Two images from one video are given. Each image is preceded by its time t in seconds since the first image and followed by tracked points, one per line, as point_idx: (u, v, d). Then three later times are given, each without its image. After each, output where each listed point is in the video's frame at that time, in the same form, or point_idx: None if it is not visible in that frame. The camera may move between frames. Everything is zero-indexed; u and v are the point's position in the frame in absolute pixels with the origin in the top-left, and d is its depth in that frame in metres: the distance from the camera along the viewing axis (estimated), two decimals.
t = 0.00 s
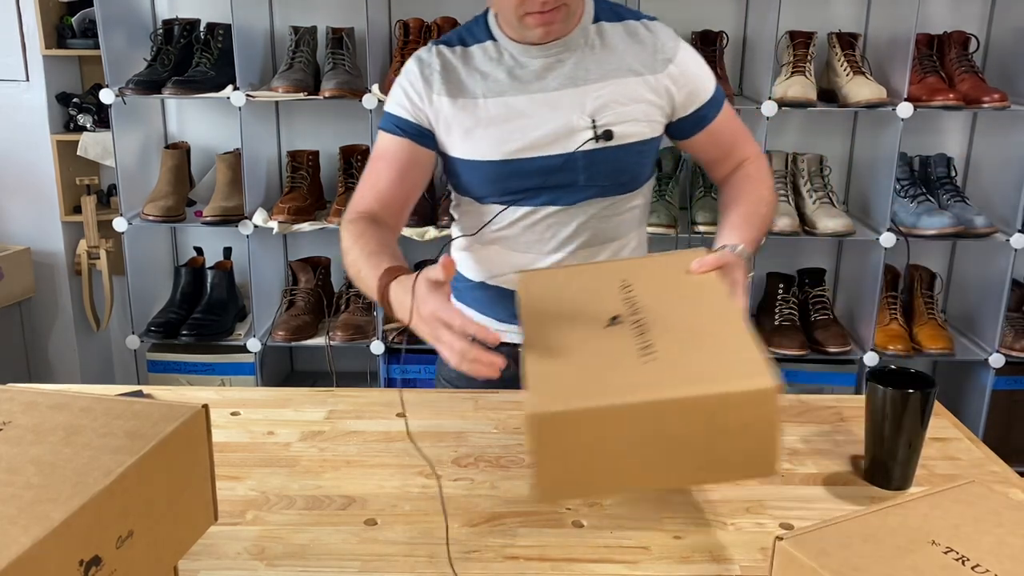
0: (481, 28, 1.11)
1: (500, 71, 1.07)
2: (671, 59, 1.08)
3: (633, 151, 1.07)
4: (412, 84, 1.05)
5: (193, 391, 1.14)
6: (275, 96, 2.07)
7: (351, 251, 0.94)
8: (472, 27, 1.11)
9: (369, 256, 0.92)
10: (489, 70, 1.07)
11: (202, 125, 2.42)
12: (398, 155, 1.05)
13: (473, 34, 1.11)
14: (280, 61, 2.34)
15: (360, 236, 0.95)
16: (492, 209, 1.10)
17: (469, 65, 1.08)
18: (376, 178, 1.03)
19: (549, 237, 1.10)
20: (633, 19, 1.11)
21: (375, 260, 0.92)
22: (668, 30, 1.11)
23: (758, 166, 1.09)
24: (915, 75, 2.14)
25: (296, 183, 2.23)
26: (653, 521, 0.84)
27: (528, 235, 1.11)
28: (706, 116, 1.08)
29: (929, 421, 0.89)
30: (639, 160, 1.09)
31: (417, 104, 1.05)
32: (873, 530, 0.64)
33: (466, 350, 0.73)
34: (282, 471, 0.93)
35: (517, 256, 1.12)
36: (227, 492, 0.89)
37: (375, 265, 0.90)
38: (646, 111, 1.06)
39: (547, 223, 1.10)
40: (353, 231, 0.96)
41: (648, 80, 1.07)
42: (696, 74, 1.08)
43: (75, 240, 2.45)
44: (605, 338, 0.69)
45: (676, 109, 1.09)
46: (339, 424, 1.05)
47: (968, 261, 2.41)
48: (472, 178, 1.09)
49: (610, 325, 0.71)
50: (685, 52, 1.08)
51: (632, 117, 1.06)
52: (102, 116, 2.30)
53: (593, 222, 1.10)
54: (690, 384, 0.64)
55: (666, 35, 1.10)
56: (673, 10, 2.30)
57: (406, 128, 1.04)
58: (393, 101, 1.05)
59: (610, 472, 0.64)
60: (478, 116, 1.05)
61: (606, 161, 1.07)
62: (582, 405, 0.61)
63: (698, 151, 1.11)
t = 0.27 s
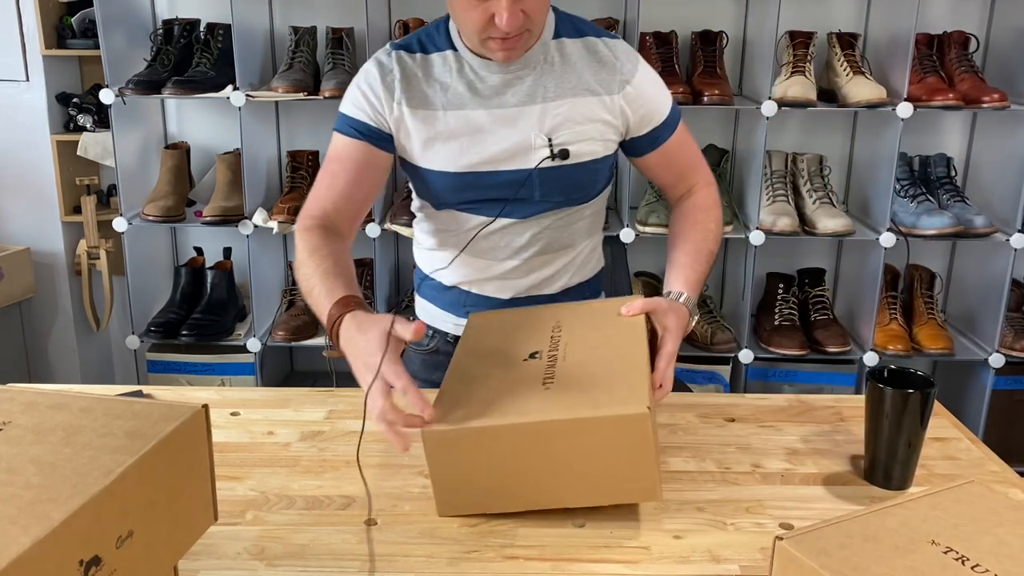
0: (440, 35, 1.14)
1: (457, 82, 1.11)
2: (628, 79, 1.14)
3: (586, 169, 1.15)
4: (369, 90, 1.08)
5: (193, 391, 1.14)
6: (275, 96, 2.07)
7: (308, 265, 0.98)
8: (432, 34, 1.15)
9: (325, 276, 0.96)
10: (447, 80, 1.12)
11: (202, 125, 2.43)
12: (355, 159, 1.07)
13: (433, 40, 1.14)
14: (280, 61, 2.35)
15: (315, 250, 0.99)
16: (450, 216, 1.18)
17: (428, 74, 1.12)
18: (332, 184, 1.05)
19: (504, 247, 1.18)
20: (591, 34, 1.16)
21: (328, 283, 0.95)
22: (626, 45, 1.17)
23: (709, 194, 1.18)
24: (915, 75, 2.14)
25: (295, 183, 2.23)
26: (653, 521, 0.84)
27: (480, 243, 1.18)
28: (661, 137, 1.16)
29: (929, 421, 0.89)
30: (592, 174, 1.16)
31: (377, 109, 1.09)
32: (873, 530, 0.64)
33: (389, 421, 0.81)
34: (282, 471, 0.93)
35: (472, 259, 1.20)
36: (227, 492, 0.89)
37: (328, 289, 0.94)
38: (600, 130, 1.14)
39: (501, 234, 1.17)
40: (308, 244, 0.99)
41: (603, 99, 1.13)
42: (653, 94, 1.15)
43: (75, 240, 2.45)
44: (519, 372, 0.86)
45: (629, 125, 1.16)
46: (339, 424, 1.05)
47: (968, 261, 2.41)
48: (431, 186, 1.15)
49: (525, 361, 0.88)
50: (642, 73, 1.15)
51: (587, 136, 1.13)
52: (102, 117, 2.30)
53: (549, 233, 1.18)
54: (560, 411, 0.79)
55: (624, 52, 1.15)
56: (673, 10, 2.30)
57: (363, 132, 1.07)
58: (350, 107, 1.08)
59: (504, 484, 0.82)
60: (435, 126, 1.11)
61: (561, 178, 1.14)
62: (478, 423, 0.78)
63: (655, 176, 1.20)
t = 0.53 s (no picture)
0: (440, 33, 1.15)
1: (461, 80, 1.12)
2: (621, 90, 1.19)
3: (580, 173, 1.19)
4: (373, 83, 1.07)
5: (192, 391, 1.14)
6: (275, 96, 2.07)
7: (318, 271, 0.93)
8: (432, 31, 1.15)
9: (342, 282, 0.91)
10: (450, 79, 1.12)
11: (202, 125, 2.43)
12: (360, 154, 1.02)
13: (433, 38, 1.15)
14: (280, 61, 2.35)
15: (328, 255, 0.94)
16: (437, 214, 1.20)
17: (430, 71, 1.12)
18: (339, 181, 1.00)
19: (494, 246, 1.22)
20: (590, 43, 1.20)
21: (345, 289, 0.91)
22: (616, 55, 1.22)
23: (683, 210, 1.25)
24: (915, 75, 2.15)
25: (295, 183, 2.23)
26: (653, 521, 0.84)
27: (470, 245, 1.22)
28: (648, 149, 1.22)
29: (929, 421, 0.89)
30: (581, 179, 1.20)
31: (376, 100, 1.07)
32: (873, 530, 0.64)
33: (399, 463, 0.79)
34: (282, 470, 0.93)
35: (460, 259, 1.23)
36: (227, 492, 0.89)
37: (347, 297, 0.90)
38: (596, 137, 1.18)
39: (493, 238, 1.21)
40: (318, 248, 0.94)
41: (599, 107, 1.18)
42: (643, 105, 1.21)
43: (75, 240, 2.45)
44: (496, 376, 0.87)
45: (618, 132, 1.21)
46: (338, 424, 1.05)
47: (968, 262, 2.41)
48: (419, 180, 1.16)
49: (495, 367, 0.89)
50: (634, 84, 1.20)
51: (583, 143, 1.17)
52: (102, 117, 2.30)
53: (538, 236, 1.23)
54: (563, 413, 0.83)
55: (616, 63, 1.20)
56: (673, 10, 2.30)
57: (371, 125, 1.04)
58: (351, 98, 1.04)
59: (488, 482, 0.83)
60: (438, 124, 1.11)
61: (556, 183, 1.18)
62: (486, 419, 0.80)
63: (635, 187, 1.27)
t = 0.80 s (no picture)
0: (480, 33, 1.18)
1: (500, 82, 1.15)
2: (649, 104, 1.24)
3: (605, 183, 1.22)
4: (411, 77, 1.11)
5: (193, 391, 1.14)
6: (275, 96, 2.08)
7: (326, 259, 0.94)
8: (473, 29, 1.18)
9: (346, 272, 0.93)
10: (488, 79, 1.15)
11: (202, 125, 2.43)
12: (384, 149, 1.05)
13: (473, 36, 1.18)
14: (280, 61, 2.34)
15: (338, 244, 0.95)
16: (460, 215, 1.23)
17: (469, 68, 1.15)
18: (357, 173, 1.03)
19: (512, 249, 1.24)
20: (620, 57, 1.24)
21: (350, 279, 0.92)
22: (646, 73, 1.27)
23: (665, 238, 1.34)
24: (915, 75, 2.15)
25: (295, 183, 2.23)
26: (654, 521, 0.84)
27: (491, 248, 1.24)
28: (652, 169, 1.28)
29: (929, 420, 0.89)
30: (605, 190, 1.24)
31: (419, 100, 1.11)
32: (873, 530, 0.64)
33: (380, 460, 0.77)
34: (282, 471, 0.93)
35: (479, 260, 1.25)
36: (227, 492, 0.89)
37: (350, 289, 0.91)
38: (622, 148, 1.22)
39: (513, 240, 1.23)
40: (331, 236, 0.96)
41: (626, 118, 1.22)
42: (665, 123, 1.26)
43: (75, 240, 2.45)
44: (460, 385, 0.91)
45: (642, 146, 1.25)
46: (338, 424, 1.05)
47: (968, 261, 2.41)
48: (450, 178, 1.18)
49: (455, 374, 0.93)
50: (659, 102, 1.25)
51: (611, 152, 1.20)
52: (102, 116, 2.30)
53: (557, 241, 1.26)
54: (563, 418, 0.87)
55: (646, 79, 1.25)
56: (673, 10, 2.30)
57: (402, 116, 1.08)
58: (385, 89, 1.08)
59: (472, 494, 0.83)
60: (475, 126, 1.14)
61: (583, 191, 1.21)
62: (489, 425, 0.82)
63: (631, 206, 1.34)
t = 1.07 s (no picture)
0: (523, 29, 1.17)
1: (537, 79, 1.15)
2: (686, 108, 1.23)
3: (635, 187, 1.22)
4: (448, 70, 1.11)
5: (193, 391, 1.14)
6: (275, 96, 2.07)
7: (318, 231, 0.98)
8: (516, 24, 1.18)
9: (332, 250, 0.96)
10: (524, 76, 1.15)
11: (202, 125, 2.43)
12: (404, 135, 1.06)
13: (514, 31, 1.17)
14: (280, 61, 2.34)
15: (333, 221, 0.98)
16: (491, 213, 1.23)
17: (507, 64, 1.15)
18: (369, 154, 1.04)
19: (540, 249, 1.26)
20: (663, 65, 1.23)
21: (335, 259, 0.95)
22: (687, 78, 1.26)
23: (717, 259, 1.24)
24: (915, 75, 2.15)
25: (295, 183, 2.23)
26: (653, 521, 0.84)
27: (518, 245, 1.25)
28: (692, 173, 1.25)
29: (929, 421, 0.89)
30: (634, 194, 1.24)
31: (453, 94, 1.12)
32: (873, 530, 0.64)
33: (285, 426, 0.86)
34: (282, 471, 0.93)
35: (507, 261, 1.26)
36: (227, 492, 0.89)
37: (328, 266, 0.94)
38: (656, 154, 1.21)
39: (539, 237, 1.25)
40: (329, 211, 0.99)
41: (663, 123, 1.21)
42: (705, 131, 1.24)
43: (75, 240, 2.45)
44: (429, 408, 0.86)
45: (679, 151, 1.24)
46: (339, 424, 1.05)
47: (968, 261, 2.41)
48: (482, 174, 1.19)
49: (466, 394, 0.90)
50: (697, 109, 1.24)
51: (643, 158, 1.20)
52: (102, 116, 2.30)
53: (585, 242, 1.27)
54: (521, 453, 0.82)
55: (687, 85, 1.24)
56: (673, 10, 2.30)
57: (430, 108, 1.09)
58: (423, 79, 1.09)
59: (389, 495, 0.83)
60: (509, 123, 1.15)
61: (612, 193, 1.21)
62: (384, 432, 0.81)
63: (672, 223, 1.27)
